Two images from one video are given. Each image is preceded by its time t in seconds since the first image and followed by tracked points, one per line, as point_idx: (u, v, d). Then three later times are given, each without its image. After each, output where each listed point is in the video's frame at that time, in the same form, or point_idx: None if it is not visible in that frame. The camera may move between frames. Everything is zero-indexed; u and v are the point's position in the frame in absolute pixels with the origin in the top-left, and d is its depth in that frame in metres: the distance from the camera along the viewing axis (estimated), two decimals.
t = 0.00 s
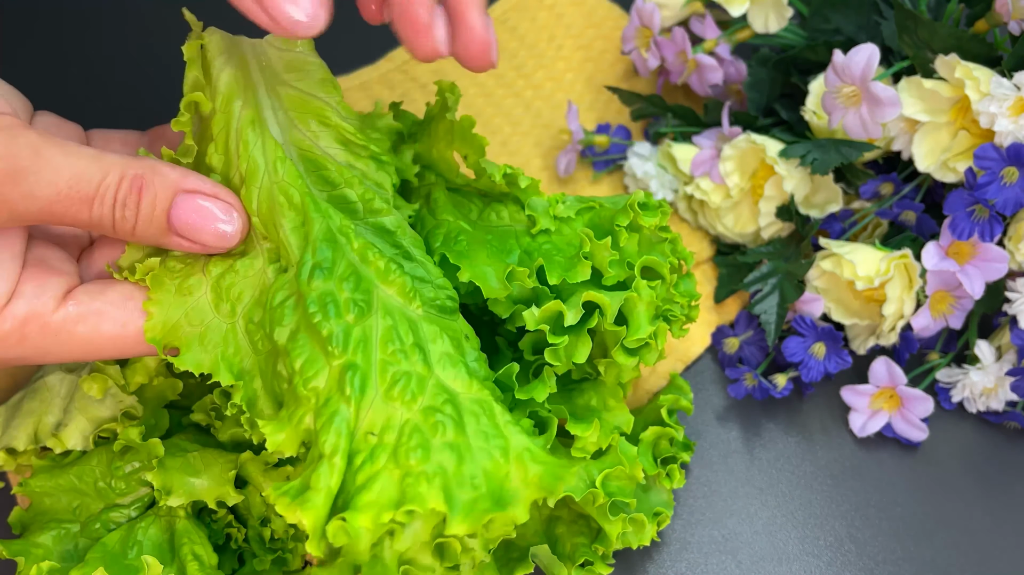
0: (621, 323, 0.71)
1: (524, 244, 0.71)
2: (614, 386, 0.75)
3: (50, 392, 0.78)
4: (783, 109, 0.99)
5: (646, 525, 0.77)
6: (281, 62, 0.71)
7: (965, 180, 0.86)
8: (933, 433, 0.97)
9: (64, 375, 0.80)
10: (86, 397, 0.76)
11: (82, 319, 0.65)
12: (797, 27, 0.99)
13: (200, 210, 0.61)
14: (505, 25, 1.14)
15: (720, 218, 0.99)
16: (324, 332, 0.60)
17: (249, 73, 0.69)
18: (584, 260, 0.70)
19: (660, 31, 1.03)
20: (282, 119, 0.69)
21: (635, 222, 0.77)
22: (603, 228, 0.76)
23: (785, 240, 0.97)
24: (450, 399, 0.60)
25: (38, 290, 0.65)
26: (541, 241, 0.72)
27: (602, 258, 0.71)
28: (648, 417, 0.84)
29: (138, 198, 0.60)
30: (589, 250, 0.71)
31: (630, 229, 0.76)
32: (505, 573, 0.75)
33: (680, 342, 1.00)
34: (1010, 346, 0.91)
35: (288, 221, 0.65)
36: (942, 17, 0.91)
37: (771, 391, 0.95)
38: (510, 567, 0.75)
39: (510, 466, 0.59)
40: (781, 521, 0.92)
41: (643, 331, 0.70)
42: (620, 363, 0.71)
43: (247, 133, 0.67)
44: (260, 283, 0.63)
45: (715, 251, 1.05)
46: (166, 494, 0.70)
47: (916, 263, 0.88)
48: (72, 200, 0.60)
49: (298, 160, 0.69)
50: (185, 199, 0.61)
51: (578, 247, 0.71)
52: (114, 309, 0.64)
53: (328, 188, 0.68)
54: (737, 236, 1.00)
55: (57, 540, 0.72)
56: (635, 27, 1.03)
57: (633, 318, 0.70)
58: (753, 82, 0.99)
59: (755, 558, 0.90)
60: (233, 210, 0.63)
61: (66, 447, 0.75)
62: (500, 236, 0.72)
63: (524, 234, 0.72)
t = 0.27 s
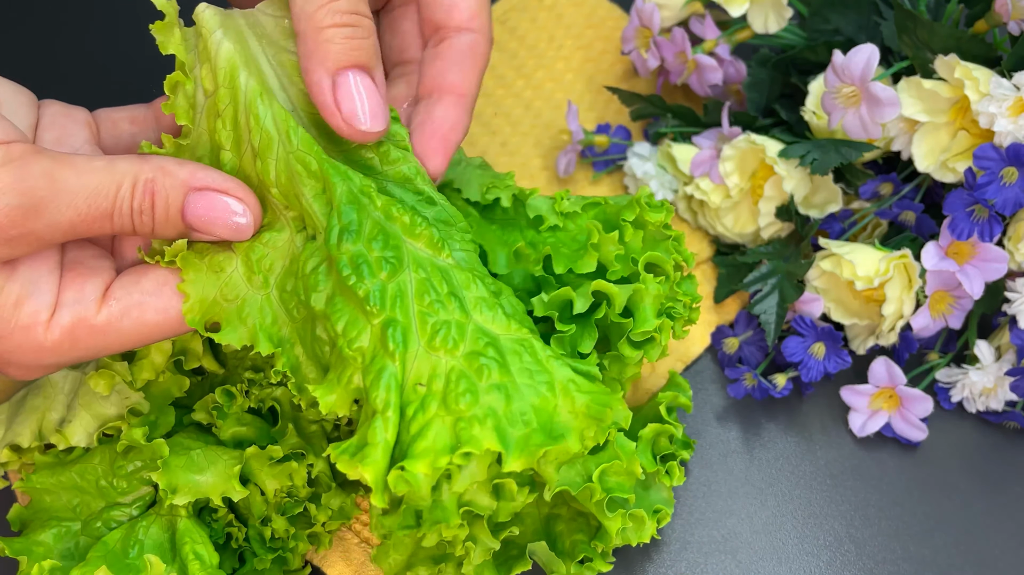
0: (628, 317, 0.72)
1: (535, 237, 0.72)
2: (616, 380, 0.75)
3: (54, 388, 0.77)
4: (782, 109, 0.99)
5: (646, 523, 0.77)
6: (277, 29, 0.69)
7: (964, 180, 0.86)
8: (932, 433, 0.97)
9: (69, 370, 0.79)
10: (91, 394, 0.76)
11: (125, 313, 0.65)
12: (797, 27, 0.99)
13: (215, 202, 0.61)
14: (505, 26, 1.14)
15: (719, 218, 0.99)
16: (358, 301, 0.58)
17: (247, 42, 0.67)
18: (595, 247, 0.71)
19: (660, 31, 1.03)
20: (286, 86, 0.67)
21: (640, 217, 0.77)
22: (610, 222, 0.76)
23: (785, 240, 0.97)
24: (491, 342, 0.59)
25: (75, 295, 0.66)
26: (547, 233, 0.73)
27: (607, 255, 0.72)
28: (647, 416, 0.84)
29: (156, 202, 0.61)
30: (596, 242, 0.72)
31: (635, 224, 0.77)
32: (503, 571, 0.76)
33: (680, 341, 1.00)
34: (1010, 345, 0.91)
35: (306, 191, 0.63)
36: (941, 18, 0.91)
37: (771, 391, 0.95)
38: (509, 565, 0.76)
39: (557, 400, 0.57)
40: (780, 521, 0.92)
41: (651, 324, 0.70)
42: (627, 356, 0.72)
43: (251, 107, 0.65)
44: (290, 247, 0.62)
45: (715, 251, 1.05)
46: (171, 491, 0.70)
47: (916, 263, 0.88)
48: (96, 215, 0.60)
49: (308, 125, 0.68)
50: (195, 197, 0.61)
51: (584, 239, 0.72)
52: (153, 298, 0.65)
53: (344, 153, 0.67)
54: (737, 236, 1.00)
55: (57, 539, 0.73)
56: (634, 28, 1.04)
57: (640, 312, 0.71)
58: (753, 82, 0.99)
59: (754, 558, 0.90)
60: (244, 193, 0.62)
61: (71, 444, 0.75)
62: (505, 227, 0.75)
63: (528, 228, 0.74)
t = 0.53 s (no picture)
0: (618, 326, 0.71)
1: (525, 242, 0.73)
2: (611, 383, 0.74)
3: (49, 394, 0.78)
4: (783, 109, 0.99)
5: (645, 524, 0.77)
6: (260, 45, 0.70)
7: (964, 180, 0.86)
8: (932, 433, 0.97)
9: (63, 376, 0.80)
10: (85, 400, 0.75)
11: (67, 317, 0.61)
12: (797, 27, 0.99)
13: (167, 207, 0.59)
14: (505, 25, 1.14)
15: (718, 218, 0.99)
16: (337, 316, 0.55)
17: (227, 58, 0.68)
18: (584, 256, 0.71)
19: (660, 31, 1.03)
20: (266, 97, 0.67)
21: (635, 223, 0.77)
22: (604, 227, 0.77)
23: (785, 240, 0.97)
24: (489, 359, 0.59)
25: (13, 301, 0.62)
26: (541, 239, 0.74)
27: (600, 260, 0.72)
28: (648, 416, 0.84)
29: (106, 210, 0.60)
30: (590, 248, 0.73)
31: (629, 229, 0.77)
32: (503, 572, 0.75)
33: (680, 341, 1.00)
34: (1010, 346, 0.91)
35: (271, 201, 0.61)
36: (941, 17, 0.91)
37: (771, 391, 0.95)
38: (508, 567, 0.75)
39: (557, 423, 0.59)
40: (780, 521, 0.92)
41: (641, 332, 0.69)
42: (617, 365, 0.70)
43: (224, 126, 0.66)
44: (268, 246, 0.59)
45: (715, 251, 1.04)
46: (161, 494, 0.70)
47: (916, 263, 0.88)
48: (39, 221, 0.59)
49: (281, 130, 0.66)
50: (146, 203, 0.59)
51: (578, 244, 0.73)
52: (98, 302, 0.61)
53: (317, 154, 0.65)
54: (737, 236, 1.00)
55: (57, 542, 0.72)
56: (634, 28, 1.03)
57: (631, 319, 0.70)
58: (754, 82, 0.99)
59: (755, 558, 0.90)
60: (199, 202, 0.61)
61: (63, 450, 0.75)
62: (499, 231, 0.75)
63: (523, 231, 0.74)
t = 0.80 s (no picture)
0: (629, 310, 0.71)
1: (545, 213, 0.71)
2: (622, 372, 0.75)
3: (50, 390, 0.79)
4: (783, 109, 0.99)
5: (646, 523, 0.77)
6: None
7: (965, 180, 0.86)
8: (933, 433, 0.97)
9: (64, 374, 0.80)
10: (86, 395, 0.77)
11: (33, 344, 0.67)
12: (797, 27, 0.99)
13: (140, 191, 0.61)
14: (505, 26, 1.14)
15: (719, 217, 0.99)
16: (312, 332, 0.60)
17: (249, 16, 0.64)
18: (605, 224, 0.73)
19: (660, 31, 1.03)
20: (302, 61, 0.65)
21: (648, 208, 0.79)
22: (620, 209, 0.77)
23: (785, 239, 0.97)
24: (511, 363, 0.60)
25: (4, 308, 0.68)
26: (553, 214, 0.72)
27: (613, 240, 0.72)
28: (649, 416, 0.84)
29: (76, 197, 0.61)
30: (609, 216, 0.73)
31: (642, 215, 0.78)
32: (503, 572, 0.75)
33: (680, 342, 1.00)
34: (1010, 346, 0.91)
35: (274, 205, 0.64)
36: (942, 17, 0.91)
37: (771, 392, 0.95)
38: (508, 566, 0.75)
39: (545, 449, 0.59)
40: (781, 521, 0.92)
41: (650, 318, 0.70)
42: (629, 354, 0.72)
43: (256, 104, 0.64)
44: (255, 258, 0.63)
45: (715, 250, 1.04)
46: (168, 490, 0.71)
47: (917, 263, 0.88)
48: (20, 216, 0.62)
49: (325, 104, 0.65)
50: (115, 187, 0.61)
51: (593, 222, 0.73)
52: (64, 336, 0.67)
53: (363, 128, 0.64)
54: (738, 235, 1.00)
55: (57, 540, 0.73)
56: (634, 28, 1.03)
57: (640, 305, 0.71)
58: (754, 82, 0.99)
59: (755, 558, 0.90)
60: (169, 182, 0.62)
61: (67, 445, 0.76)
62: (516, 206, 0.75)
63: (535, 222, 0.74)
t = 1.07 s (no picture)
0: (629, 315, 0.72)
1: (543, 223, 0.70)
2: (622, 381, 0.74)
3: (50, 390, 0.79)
4: (783, 109, 0.99)
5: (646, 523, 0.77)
6: (282, 16, 0.65)
7: (965, 180, 0.86)
8: (933, 433, 0.97)
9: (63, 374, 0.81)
10: (87, 396, 0.77)
11: (40, 359, 0.67)
12: (797, 27, 0.99)
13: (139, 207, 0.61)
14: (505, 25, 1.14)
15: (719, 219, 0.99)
16: (306, 351, 0.61)
17: (249, 36, 0.64)
18: (602, 234, 0.72)
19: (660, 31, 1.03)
20: (301, 82, 0.66)
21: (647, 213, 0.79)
22: (618, 216, 0.77)
23: (785, 239, 0.97)
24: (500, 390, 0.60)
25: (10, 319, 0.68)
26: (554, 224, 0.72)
27: (612, 248, 0.72)
28: (649, 416, 0.84)
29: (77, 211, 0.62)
30: (605, 228, 0.72)
31: (641, 219, 0.78)
32: (503, 572, 0.75)
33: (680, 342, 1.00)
34: (1010, 346, 0.91)
35: (273, 224, 0.65)
36: (942, 17, 0.91)
37: (771, 391, 0.95)
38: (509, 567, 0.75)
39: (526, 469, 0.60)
40: (781, 521, 0.92)
41: (650, 323, 0.71)
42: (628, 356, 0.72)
43: (257, 121, 0.65)
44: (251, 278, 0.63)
45: (715, 250, 1.04)
46: (166, 490, 0.71)
47: (916, 263, 0.88)
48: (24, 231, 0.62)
49: (325, 122, 0.66)
50: (114, 203, 0.61)
51: (591, 228, 0.73)
52: (70, 351, 0.67)
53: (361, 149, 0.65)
54: (738, 235, 1.00)
55: (57, 540, 0.73)
56: (634, 28, 1.03)
57: (641, 309, 0.71)
58: (754, 82, 0.99)
59: (755, 558, 0.90)
60: (166, 195, 0.62)
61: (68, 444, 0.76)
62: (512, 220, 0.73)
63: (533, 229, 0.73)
